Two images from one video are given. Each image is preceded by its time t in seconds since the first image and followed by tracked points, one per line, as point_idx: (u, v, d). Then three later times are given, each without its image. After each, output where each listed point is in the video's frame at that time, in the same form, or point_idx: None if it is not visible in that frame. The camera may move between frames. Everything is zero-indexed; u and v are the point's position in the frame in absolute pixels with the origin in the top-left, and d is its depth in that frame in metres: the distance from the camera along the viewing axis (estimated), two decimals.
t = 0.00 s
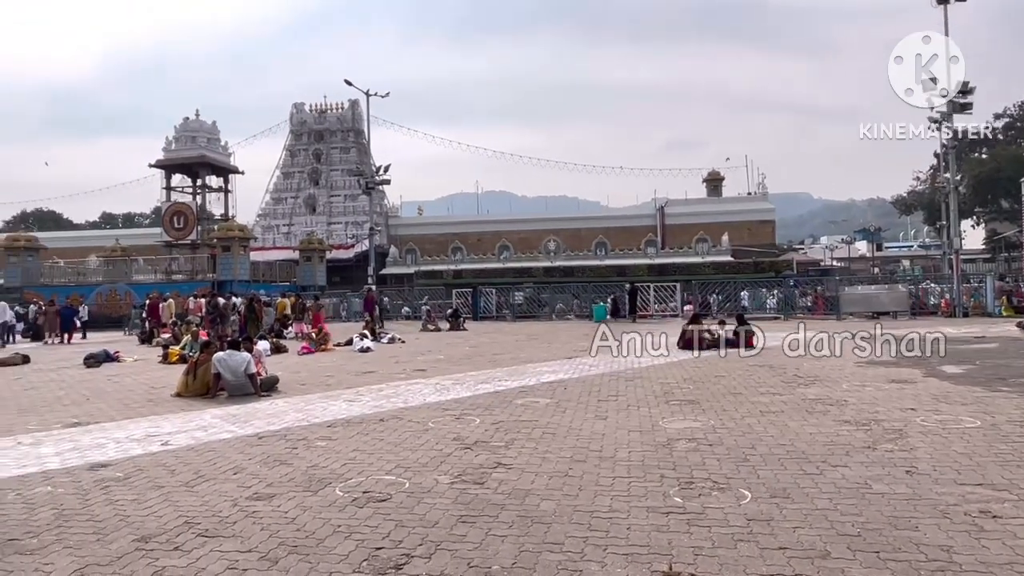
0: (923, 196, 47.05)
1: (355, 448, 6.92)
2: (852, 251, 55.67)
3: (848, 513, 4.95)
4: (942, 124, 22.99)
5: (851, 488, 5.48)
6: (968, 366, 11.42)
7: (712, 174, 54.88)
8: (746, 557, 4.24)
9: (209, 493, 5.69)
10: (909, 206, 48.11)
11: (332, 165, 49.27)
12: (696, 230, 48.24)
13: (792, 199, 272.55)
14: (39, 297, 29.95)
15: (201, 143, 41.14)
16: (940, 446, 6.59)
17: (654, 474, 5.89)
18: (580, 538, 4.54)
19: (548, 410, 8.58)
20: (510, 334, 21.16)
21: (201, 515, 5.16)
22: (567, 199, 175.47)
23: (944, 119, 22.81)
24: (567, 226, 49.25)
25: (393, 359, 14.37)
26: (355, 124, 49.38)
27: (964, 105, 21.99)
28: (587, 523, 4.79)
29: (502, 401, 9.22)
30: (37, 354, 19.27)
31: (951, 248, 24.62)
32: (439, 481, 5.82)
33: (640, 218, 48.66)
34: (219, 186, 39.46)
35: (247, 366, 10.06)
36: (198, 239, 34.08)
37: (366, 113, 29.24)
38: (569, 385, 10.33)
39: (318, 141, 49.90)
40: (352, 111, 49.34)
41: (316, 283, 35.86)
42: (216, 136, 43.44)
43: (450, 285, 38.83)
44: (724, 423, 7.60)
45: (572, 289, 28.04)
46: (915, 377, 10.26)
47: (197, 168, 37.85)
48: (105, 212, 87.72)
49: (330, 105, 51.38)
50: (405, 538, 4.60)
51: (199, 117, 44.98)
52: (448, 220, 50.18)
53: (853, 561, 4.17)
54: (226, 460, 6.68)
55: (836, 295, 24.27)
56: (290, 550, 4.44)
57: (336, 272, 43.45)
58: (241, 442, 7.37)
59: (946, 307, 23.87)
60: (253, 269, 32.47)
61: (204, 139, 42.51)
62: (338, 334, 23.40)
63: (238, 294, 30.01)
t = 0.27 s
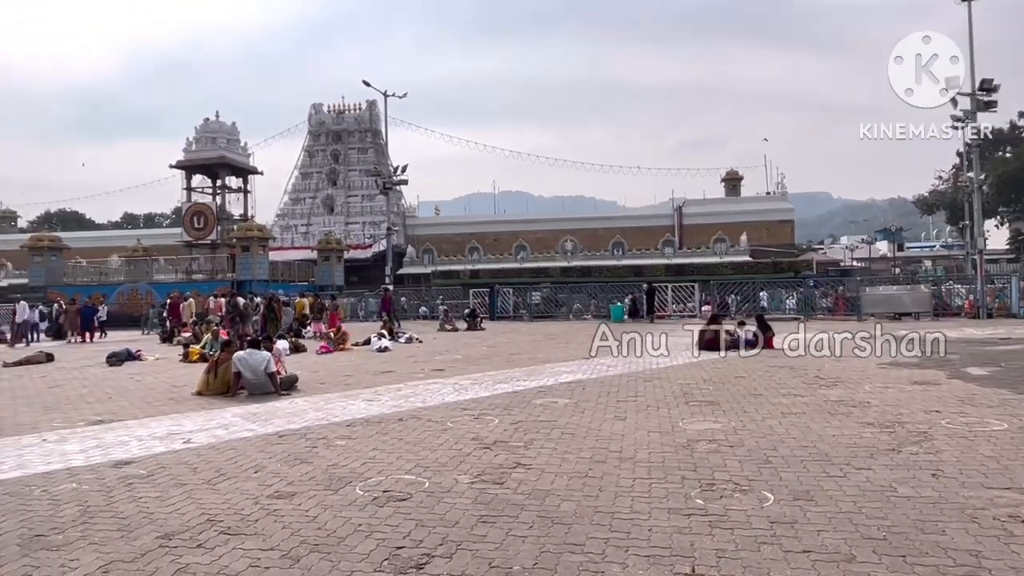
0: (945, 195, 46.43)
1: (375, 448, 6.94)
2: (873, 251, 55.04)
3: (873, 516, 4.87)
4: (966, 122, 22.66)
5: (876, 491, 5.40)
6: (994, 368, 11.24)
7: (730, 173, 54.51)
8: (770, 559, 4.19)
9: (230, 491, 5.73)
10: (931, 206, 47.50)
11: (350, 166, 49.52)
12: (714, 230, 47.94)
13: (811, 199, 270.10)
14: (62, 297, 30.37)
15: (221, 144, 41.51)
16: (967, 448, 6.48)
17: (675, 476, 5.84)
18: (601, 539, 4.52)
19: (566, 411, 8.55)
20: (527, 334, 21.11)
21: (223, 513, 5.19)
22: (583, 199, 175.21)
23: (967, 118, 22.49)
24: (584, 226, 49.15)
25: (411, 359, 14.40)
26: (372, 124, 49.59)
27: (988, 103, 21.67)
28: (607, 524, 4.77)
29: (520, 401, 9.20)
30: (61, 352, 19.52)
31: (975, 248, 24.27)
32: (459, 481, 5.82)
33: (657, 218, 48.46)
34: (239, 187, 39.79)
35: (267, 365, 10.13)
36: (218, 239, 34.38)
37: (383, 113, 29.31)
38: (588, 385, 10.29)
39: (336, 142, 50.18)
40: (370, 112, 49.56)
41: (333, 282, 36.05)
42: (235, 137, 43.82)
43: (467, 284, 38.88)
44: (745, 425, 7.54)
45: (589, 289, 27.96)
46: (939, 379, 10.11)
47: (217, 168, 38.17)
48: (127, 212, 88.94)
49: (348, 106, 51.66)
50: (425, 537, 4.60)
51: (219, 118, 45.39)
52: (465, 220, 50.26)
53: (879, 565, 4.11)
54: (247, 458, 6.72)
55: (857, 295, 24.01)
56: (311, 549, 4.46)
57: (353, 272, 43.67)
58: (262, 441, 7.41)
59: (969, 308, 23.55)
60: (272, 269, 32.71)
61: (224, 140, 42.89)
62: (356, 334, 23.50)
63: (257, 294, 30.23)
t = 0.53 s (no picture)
0: (965, 195, 45.87)
1: (391, 448, 6.94)
2: (891, 252, 54.48)
3: (894, 520, 4.82)
4: (986, 121, 22.37)
5: (897, 494, 5.34)
6: (1016, 370, 11.07)
7: (745, 173, 54.17)
8: (790, 563, 4.15)
9: (248, 490, 5.75)
10: (950, 206, 46.96)
11: (365, 166, 49.72)
12: (729, 231, 47.67)
13: (827, 199, 267.94)
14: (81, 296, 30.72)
15: (237, 145, 41.81)
16: (989, 452, 6.39)
17: (692, 477, 5.81)
18: (618, 541, 4.49)
19: (582, 412, 8.51)
20: (542, 334, 21.07)
21: (241, 512, 5.22)
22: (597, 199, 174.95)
23: (988, 117, 22.20)
24: (599, 226, 49.06)
25: (426, 359, 14.42)
26: (387, 125, 49.77)
27: (1009, 102, 21.38)
28: (624, 526, 4.75)
29: (536, 401, 9.18)
30: (81, 351, 19.76)
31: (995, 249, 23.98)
32: (475, 481, 5.81)
33: (672, 218, 48.27)
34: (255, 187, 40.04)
35: (283, 365, 10.17)
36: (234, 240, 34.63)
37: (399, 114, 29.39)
38: (603, 386, 10.26)
39: (351, 143, 50.40)
40: (384, 113, 49.77)
41: (348, 282, 36.20)
42: (251, 138, 44.11)
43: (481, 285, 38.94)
44: (762, 427, 7.48)
45: (604, 289, 27.89)
46: (959, 381, 9.97)
47: (234, 169, 38.46)
48: (145, 212, 89.93)
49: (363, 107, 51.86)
50: (442, 538, 4.60)
51: (235, 119, 45.72)
52: (479, 220, 50.32)
53: (901, 570, 4.05)
54: (264, 457, 6.76)
55: (875, 296, 23.78)
56: (329, 548, 4.47)
57: (368, 272, 43.84)
58: (279, 440, 7.45)
59: (989, 309, 23.26)
60: (288, 269, 32.90)
61: (240, 141, 43.19)
62: (371, 334, 23.59)
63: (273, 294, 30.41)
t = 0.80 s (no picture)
0: (984, 195, 45.33)
1: (406, 448, 6.95)
2: (909, 253, 53.94)
3: (915, 524, 4.76)
4: (1006, 121, 22.08)
5: (918, 498, 5.27)
6: None
7: (761, 173, 53.83)
8: (808, 567, 4.11)
9: (264, 489, 5.78)
10: (969, 206, 46.41)
11: (379, 167, 49.91)
12: (745, 231, 47.39)
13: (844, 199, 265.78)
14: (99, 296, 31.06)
15: (253, 147, 42.10)
16: (1011, 456, 6.30)
17: (709, 480, 5.77)
18: (634, 543, 4.47)
19: (597, 413, 8.48)
20: (556, 335, 21.03)
21: (257, 511, 5.25)
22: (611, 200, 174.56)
23: (1007, 116, 21.92)
24: (613, 227, 48.94)
25: (440, 360, 14.44)
26: (401, 126, 49.95)
27: None
28: (640, 528, 4.72)
29: (550, 402, 9.17)
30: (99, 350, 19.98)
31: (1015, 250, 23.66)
32: (490, 482, 5.81)
33: (687, 219, 48.06)
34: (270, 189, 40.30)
35: (299, 365, 10.22)
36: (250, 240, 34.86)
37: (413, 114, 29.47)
38: (618, 387, 10.22)
39: (365, 144, 50.62)
40: (399, 114, 49.95)
41: (363, 283, 36.33)
42: (267, 139, 44.40)
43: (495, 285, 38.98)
44: (779, 429, 7.42)
45: (618, 290, 27.81)
46: (979, 384, 9.84)
47: (250, 170, 38.72)
48: (162, 213, 90.83)
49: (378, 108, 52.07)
50: (457, 539, 4.60)
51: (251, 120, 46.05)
52: (494, 221, 50.35)
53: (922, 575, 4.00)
54: (280, 457, 6.79)
55: (892, 297, 23.52)
56: (345, 548, 4.48)
57: (382, 273, 44.00)
58: (294, 440, 7.48)
59: (1010, 311, 22.94)
60: (303, 270, 33.07)
61: (256, 142, 43.49)
62: (385, 334, 23.67)
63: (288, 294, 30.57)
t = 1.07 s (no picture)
0: (1006, 196, 44.69)
1: (423, 449, 6.96)
2: (929, 255, 53.30)
3: (938, 529, 4.69)
4: None
5: (941, 503, 5.19)
6: None
7: (779, 174, 53.46)
8: (829, 572, 4.06)
9: (283, 489, 5.82)
10: (991, 207, 45.78)
11: (395, 169, 50.11)
12: (762, 233, 47.06)
13: (862, 201, 263.22)
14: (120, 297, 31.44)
15: (271, 149, 42.43)
16: None
17: (728, 483, 5.72)
18: (653, 546, 4.45)
19: (614, 415, 8.45)
20: (572, 337, 20.97)
21: (276, 510, 5.28)
22: (627, 201, 174.12)
23: None
24: (629, 228, 48.80)
25: (456, 361, 14.46)
26: (418, 128, 50.13)
27: None
28: (660, 531, 4.69)
29: (567, 404, 9.15)
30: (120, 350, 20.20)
31: None
32: (508, 483, 5.81)
33: (704, 220, 47.82)
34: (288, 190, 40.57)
35: (316, 365, 10.26)
36: (267, 241, 35.11)
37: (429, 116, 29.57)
38: (635, 389, 10.18)
39: (382, 145, 50.84)
40: (415, 115, 50.14)
41: (379, 284, 36.45)
42: (284, 142, 44.72)
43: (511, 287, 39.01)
44: (799, 432, 7.35)
45: (634, 291, 27.71)
46: (1003, 388, 9.69)
47: (267, 172, 39.00)
48: (181, 215, 91.88)
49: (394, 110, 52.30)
50: (475, 540, 4.59)
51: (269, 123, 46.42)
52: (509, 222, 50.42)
53: None
54: (299, 457, 6.82)
55: (913, 299, 23.20)
56: (363, 548, 4.49)
57: (398, 274, 44.15)
58: (312, 440, 7.51)
59: None
60: (320, 271, 33.25)
61: (274, 144, 43.83)
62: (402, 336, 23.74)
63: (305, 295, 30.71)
